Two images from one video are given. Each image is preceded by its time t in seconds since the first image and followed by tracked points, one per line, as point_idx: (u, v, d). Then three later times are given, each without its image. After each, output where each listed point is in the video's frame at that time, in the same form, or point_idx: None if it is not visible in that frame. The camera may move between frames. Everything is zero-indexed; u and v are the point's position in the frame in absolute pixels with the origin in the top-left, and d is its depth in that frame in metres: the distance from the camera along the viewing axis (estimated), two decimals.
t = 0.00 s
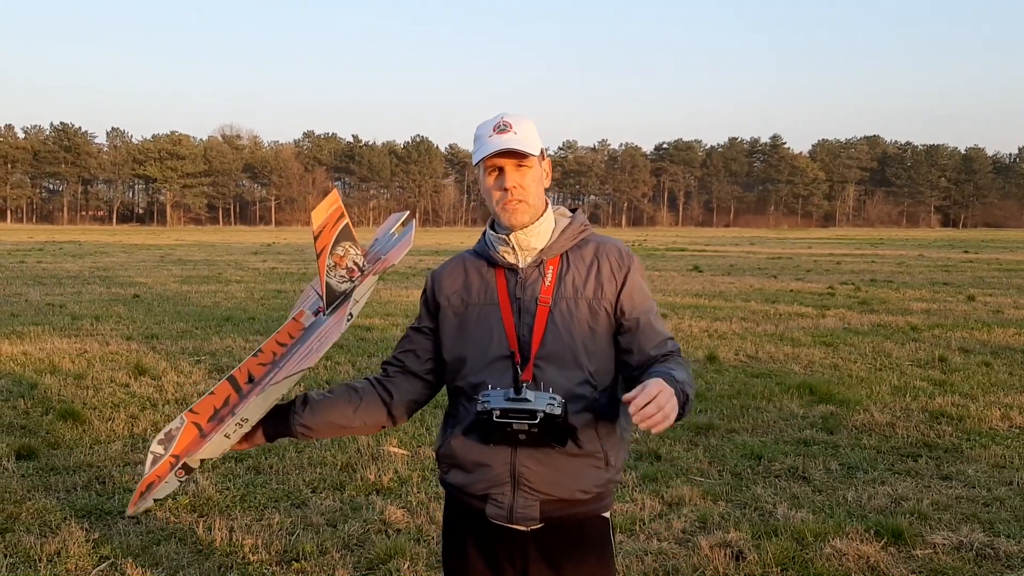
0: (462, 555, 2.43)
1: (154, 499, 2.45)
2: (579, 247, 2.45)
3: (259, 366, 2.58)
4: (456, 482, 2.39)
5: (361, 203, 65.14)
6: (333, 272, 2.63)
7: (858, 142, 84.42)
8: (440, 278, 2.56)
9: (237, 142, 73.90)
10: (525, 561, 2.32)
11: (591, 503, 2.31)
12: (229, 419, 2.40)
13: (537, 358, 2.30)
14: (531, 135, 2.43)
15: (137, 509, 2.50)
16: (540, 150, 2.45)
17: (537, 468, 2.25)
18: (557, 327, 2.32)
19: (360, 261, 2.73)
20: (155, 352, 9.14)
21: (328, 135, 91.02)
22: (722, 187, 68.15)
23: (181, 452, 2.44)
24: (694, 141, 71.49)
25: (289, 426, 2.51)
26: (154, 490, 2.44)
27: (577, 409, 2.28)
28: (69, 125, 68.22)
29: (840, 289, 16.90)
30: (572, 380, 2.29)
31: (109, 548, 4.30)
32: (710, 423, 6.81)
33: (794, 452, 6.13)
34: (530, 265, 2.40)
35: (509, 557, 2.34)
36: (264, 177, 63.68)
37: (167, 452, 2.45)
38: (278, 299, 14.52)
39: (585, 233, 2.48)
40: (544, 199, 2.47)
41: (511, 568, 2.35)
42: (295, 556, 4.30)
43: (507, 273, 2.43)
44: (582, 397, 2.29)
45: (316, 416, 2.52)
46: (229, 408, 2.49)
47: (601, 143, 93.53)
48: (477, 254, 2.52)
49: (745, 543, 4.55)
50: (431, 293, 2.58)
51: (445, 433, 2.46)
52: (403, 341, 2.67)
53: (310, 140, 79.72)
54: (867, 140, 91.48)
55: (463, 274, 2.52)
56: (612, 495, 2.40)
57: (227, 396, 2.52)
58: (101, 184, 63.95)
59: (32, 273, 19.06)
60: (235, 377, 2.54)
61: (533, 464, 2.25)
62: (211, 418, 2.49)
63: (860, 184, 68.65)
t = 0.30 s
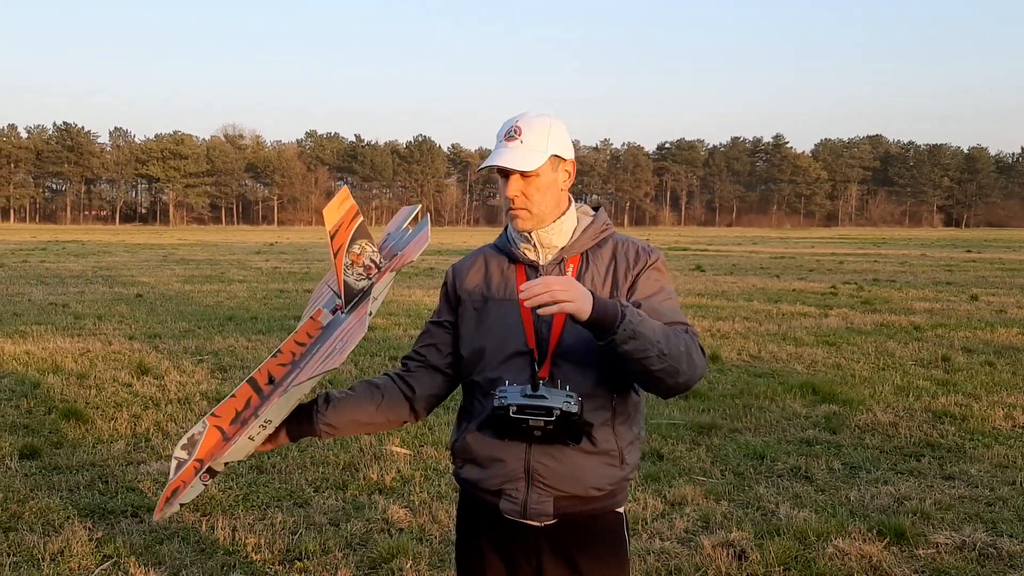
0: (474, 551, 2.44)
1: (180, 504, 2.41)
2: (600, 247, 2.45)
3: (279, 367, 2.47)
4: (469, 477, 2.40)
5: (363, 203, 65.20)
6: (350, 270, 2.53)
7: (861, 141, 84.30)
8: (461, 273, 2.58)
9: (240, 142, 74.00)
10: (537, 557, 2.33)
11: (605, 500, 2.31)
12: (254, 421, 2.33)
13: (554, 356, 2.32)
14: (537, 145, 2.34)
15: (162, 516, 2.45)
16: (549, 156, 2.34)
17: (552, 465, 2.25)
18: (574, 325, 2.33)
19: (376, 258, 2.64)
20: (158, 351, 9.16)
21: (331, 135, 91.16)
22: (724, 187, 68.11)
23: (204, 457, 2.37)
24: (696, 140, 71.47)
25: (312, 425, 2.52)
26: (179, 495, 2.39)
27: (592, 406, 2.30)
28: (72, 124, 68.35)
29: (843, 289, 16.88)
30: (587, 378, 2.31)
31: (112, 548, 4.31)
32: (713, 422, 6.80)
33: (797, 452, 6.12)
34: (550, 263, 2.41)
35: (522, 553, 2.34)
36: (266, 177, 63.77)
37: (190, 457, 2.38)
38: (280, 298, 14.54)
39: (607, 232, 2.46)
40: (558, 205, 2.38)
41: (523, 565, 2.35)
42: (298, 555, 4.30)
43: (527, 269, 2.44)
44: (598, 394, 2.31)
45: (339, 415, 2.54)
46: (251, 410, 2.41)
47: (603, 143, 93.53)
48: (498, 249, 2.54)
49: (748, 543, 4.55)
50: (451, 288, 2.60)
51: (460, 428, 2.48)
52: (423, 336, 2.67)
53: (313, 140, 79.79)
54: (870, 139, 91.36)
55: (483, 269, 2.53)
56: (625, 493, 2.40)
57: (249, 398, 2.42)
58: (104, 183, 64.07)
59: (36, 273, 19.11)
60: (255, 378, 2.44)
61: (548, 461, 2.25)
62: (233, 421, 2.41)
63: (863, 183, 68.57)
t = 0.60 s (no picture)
0: (478, 548, 2.46)
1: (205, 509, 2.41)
2: (617, 248, 2.44)
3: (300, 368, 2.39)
4: (474, 472, 2.42)
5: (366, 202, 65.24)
6: (368, 268, 2.37)
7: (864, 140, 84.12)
8: (479, 270, 2.61)
9: (242, 142, 74.06)
10: (539, 556, 2.33)
11: (608, 500, 2.30)
12: (276, 424, 2.30)
13: (560, 353, 2.33)
14: (542, 148, 2.36)
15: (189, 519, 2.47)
16: (556, 160, 2.35)
17: (555, 462, 2.25)
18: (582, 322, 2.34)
19: (394, 256, 2.47)
20: (162, 350, 9.17)
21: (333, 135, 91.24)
22: (727, 186, 68.03)
23: (228, 460, 2.35)
24: (699, 140, 71.38)
25: (335, 424, 2.52)
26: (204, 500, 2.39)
27: (596, 404, 2.29)
28: (75, 123, 68.49)
29: (846, 289, 16.84)
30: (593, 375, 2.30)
31: (116, 546, 4.32)
32: (715, 422, 6.80)
33: (799, 451, 6.12)
34: (565, 262, 2.42)
35: (524, 551, 2.35)
36: (269, 176, 63.83)
37: (214, 462, 2.37)
38: (283, 298, 14.56)
39: (626, 234, 2.45)
40: (568, 208, 2.38)
41: (525, 563, 2.36)
42: (300, 554, 4.31)
43: (544, 268, 2.46)
44: (603, 392, 2.30)
45: (362, 414, 2.55)
46: (272, 413, 2.36)
47: (607, 142, 93.39)
48: (518, 248, 2.56)
49: (750, 542, 4.55)
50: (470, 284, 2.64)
51: (467, 423, 2.50)
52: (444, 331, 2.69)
53: (316, 139, 79.82)
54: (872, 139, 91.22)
55: (500, 267, 2.56)
56: (631, 494, 2.38)
57: (271, 400, 2.36)
58: (107, 182, 64.18)
59: (39, 272, 19.13)
60: (275, 380, 2.37)
61: (550, 458, 2.26)
62: (255, 424, 2.36)
63: (866, 183, 68.48)
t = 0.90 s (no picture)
0: (476, 548, 2.46)
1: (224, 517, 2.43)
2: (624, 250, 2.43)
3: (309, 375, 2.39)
4: (472, 470, 2.43)
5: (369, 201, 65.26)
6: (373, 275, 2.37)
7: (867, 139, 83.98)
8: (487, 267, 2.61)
9: (246, 141, 74.11)
10: (534, 556, 2.33)
11: (604, 501, 2.30)
12: (289, 432, 2.31)
13: (560, 350, 2.33)
14: (543, 151, 2.36)
15: (208, 529, 2.48)
16: (556, 162, 2.34)
17: (551, 461, 2.25)
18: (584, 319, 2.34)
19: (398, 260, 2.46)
20: (165, 349, 9.18)
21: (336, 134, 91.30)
22: (730, 185, 67.94)
23: (243, 468, 2.36)
24: (702, 139, 71.30)
25: (347, 429, 2.55)
26: (222, 508, 2.41)
27: (594, 403, 2.29)
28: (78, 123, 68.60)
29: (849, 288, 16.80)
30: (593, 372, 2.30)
31: (119, 545, 4.33)
32: (718, 421, 6.79)
33: (802, 451, 6.11)
34: (571, 263, 2.43)
35: (520, 551, 2.35)
36: (272, 175, 63.85)
37: (230, 470, 2.38)
38: (285, 297, 14.57)
39: (634, 236, 2.44)
40: (572, 209, 2.38)
41: (521, 563, 2.36)
42: (303, 553, 4.32)
43: (551, 268, 2.47)
44: (601, 391, 2.29)
45: (373, 417, 2.58)
46: (284, 420, 2.36)
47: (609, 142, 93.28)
48: (527, 247, 2.58)
49: (752, 542, 4.54)
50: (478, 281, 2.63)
51: (468, 422, 2.51)
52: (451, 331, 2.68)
53: (319, 138, 79.87)
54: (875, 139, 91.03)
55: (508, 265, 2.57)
56: (629, 496, 2.38)
57: (282, 408, 2.37)
58: (110, 181, 64.28)
59: (43, 271, 19.15)
60: (286, 388, 2.37)
61: (547, 457, 2.26)
62: (268, 432, 2.37)
63: (869, 182, 68.36)
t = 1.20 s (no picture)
0: (476, 548, 2.46)
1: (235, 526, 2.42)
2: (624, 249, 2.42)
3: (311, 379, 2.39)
4: (471, 469, 2.43)
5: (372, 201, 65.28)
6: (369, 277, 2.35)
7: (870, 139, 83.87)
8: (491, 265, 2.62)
9: (249, 140, 74.18)
10: (534, 556, 2.32)
11: (604, 500, 2.30)
12: (293, 437, 2.30)
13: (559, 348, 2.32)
14: (539, 154, 2.37)
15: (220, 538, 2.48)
16: (553, 164, 2.35)
17: (550, 459, 2.25)
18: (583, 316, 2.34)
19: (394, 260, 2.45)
20: (168, 349, 9.18)
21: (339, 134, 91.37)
22: (734, 184, 67.86)
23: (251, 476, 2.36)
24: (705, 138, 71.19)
25: (352, 432, 2.55)
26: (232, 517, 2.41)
27: (592, 400, 2.28)
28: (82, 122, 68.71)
29: (853, 287, 16.77)
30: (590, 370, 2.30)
31: (121, 544, 4.34)
32: (722, 421, 6.78)
33: (805, 450, 6.10)
34: (572, 263, 2.43)
35: (518, 552, 2.35)
36: (275, 175, 63.90)
37: (238, 479, 2.38)
38: (288, 296, 14.58)
39: (635, 235, 2.43)
40: (570, 210, 2.38)
41: (520, 563, 2.36)
42: (305, 552, 4.32)
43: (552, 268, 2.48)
44: (600, 389, 2.29)
45: (379, 419, 2.58)
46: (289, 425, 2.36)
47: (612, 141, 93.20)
48: (527, 248, 2.58)
49: (755, 541, 4.54)
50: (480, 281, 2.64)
51: (467, 420, 2.51)
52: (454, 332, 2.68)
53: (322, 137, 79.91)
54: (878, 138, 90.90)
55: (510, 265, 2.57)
56: (628, 495, 2.37)
57: (286, 414, 2.37)
58: (114, 181, 64.37)
59: (47, 270, 19.18)
60: (289, 394, 2.37)
61: (545, 455, 2.26)
62: (274, 438, 2.37)
63: (872, 181, 68.24)
